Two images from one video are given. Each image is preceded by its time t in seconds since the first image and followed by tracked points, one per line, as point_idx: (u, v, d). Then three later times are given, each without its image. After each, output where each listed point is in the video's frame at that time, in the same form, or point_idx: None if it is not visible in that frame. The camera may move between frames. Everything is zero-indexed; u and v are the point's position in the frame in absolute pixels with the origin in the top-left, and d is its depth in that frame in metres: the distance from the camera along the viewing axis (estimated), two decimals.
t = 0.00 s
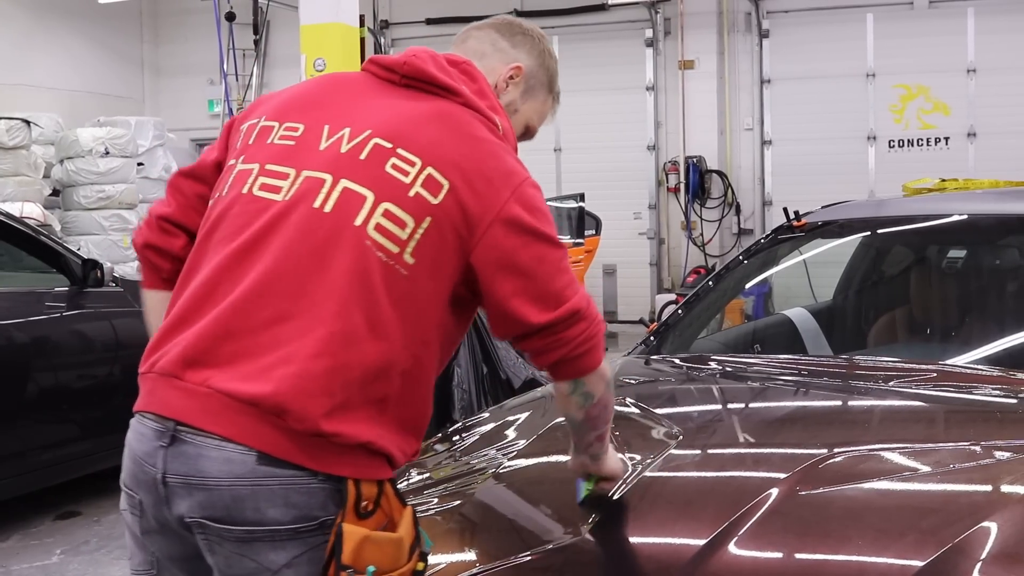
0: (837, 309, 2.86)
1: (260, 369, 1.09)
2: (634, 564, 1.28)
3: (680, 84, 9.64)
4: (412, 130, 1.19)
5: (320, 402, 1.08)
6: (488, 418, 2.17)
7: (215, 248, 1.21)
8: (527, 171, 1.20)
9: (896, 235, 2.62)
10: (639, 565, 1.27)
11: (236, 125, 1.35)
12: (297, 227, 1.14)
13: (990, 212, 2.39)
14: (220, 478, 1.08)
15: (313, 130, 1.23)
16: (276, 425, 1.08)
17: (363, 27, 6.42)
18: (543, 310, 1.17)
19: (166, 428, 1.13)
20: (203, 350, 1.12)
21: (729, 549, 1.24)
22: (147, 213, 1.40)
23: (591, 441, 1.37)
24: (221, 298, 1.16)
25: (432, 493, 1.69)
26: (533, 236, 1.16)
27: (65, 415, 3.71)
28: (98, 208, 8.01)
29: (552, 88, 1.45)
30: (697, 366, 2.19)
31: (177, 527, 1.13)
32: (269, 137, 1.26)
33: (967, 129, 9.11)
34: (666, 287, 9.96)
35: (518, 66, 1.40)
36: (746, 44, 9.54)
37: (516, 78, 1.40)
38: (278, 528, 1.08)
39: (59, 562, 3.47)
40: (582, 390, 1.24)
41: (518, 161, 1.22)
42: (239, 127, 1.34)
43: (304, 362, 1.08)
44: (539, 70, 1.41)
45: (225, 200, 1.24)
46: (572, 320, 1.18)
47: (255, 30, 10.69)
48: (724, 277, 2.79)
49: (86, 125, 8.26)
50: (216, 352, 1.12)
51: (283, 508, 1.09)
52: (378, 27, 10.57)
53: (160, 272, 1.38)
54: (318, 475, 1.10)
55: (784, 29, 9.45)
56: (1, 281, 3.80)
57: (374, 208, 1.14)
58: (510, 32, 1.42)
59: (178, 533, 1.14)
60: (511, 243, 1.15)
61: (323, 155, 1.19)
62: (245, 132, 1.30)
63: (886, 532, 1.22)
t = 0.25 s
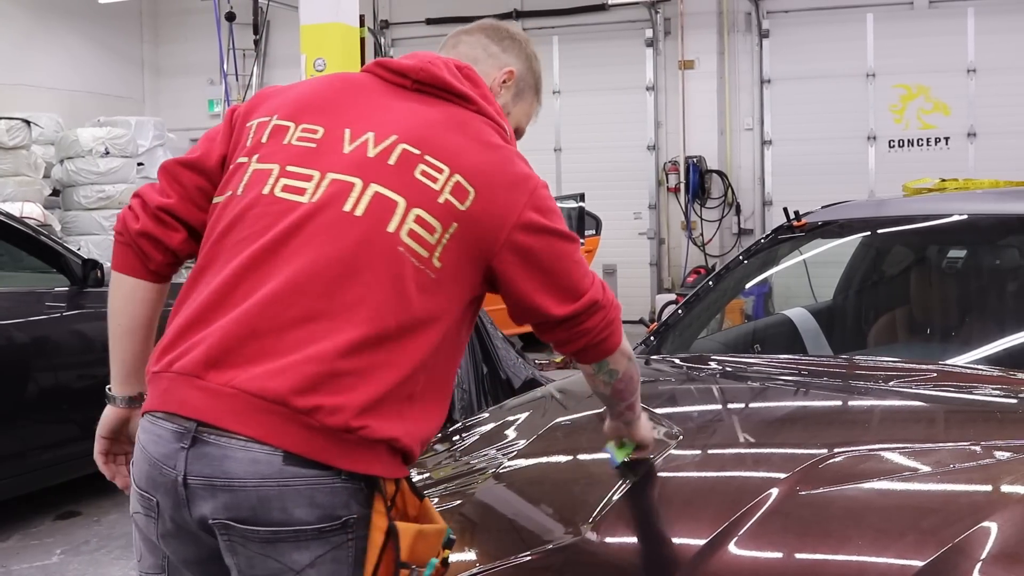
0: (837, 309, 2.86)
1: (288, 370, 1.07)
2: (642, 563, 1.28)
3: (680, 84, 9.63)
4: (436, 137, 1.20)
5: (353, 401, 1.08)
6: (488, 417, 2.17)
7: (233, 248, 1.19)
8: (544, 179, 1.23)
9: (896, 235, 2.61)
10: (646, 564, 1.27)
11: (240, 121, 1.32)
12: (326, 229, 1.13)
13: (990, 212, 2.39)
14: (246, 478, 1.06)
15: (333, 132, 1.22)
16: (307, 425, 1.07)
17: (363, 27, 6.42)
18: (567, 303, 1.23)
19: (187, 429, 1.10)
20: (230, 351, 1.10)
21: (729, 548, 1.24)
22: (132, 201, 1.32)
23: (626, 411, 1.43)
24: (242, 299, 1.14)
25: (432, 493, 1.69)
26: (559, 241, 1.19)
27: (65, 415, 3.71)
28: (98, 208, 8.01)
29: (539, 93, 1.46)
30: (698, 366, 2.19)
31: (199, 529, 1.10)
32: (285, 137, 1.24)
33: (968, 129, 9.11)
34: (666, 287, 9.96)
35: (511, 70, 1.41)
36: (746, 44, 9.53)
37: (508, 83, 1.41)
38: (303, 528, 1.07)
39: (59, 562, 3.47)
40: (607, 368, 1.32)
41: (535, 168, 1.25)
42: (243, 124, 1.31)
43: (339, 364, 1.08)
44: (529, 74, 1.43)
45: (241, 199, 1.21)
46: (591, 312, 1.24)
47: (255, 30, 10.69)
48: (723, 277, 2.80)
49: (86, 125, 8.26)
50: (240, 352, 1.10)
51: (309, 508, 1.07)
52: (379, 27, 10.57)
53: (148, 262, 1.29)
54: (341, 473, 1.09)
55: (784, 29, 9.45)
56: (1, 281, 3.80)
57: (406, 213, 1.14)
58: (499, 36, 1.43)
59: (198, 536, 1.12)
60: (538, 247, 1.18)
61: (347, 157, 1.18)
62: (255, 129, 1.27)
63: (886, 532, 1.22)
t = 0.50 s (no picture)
0: (837, 310, 2.86)
1: (322, 363, 1.08)
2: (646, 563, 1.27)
3: (680, 84, 9.63)
4: (435, 127, 1.23)
5: (388, 387, 1.10)
6: (488, 418, 2.17)
7: (252, 247, 1.18)
8: (533, 160, 1.29)
9: (896, 235, 2.61)
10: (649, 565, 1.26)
11: (233, 125, 1.31)
12: (347, 224, 1.14)
13: (989, 212, 2.39)
14: (293, 474, 1.06)
15: (336, 131, 1.22)
16: (348, 417, 1.08)
17: (363, 27, 6.42)
18: (582, 263, 1.26)
19: (225, 429, 1.09)
20: (258, 351, 1.10)
21: (729, 548, 1.24)
22: (124, 203, 1.28)
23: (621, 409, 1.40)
24: (265, 300, 1.14)
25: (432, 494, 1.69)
26: (557, 216, 1.25)
27: (65, 415, 3.71)
28: (98, 207, 8.01)
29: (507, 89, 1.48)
30: (698, 366, 2.19)
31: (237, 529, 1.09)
32: (287, 138, 1.24)
33: (968, 129, 9.11)
34: (666, 287, 9.96)
35: (482, 65, 1.43)
36: (746, 44, 9.53)
37: (479, 77, 1.42)
38: (345, 521, 1.07)
39: (59, 562, 3.47)
40: (626, 338, 1.35)
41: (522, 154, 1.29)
42: (238, 129, 1.30)
43: (371, 352, 1.09)
44: (497, 69, 1.45)
45: (252, 202, 1.21)
46: (606, 269, 1.29)
47: (255, 30, 10.69)
48: (723, 277, 2.79)
49: (86, 125, 8.26)
50: (270, 351, 1.10)
51: (350, 502, 1.07)
52: (379, 27, 10.57)
53: (146, 263, 1.26)
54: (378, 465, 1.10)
55: (784, 29, 9.45)
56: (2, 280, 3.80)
57: (420, 201, 1.17)
58: (465, 34, 1.45)
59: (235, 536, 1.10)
60: (540, 223, 1.25)
61: (356, 153, 1.19)
62: (251, 134, 1.27)
63: (886, 532, 1.22)
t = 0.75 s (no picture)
0: (837, 310, 2.86)
1: (327, 364, 1.08)
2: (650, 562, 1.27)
3: (680, 84, 9.63)
4: (448, 141, 1.24)
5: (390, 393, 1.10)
6: (489, 418, 2.17)
7: (257, 246, 1.18)
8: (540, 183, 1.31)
9: (897, 235, 2.61)
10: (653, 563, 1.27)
11: (244, 125, 1.31)
12: (356, 228, 1.14)
13: (990, 212, 2.39)
14: (286, 472, 1.06)
15: (349, 136, 1.22)
16: (348, 420, 1.08)
17: (363, 27, 6.42)
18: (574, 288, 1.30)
19: (220, 425, 1.09)
20: (264, 348, 1.10)
21: (729, 549, 1.24)
22: (130, 199, 1.27)
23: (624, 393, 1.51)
24: (272, 297, 1.14)
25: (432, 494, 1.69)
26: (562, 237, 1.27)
27: (65, 415, 3.71)
28: (98, 208, 8.01)
29: (502, 111, 1.51)
30: (698, 366, 2.19)
31: (229, 526, 1.08)
32: (299, 140, 1.24)
33: (968, 129, 9.11)
34: (666, 287, 9.96)
35: (482, 83, 1.44)
36: (746, 44, 9.53)
37: (483, 96, 1.44)
38: (337, 521, 1.06)
39: (60, 562, 3.47)
40: (615, 348, 1.40)
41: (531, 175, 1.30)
42: (248, 129, 1.30)
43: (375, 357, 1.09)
44: (497, 88, 1.47)
45: (260, 201, 1.21)
46: (598, 295, 1.32)
47: (255, 30, 10.69)
48: (724, 277, 2.80)
49: (86, 125, 8.25)
50: (275, 348, 1.10)
51: (343, 502, 1.07)
52: (379, 27, 10.56)
53: (152, 262, 1.26)
54: (371, 465, 1.09)
55: (784, 29, 9.45)
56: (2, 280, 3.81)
57: (431, 213, 1.17)
58: (467, 54, 1.47)
59: (226, 535, 1.09)
60: (543, 243, 1.26)
61: (368, 159, 1.19)
62: (263, 134, 1.27)
63: (886, 532, 1.22)
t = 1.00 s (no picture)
0: (837, 310, 2.86)
1: (329, 360, 1.08)
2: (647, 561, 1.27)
3: (680, 84, 9.63)
4: (433, 130, 1.24)
5: (390, 383, 1.10)
6: (488, 418, 2.17)
7: (255, 246, 1.18)
8: (524, 165, 1.31)
9: (897, 235, 2.61)
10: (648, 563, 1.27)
11: (230, 129, 1.31)
12: (349, 223, 1.14)
13: (990, 212, 2.39)
14: (297, 472, 1.06)
15: (335, 134, 1.22)
16: (356, 414, 1.08)
17: (363, 27, 6.42)
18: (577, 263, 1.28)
19: (229, 427, 1.08)
20: (265, 349, 1.09)
21: (729, 548, 1.24)
22: (121, 207, 1.27)
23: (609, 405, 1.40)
24: (268, 299, 1.13)
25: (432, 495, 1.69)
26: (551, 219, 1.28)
27: (64, 415, 3.70)
28: (97, 207, 8.01)
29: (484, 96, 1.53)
30: (698, 366, 2.18)
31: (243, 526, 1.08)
32: (286, 140, 1.23)
33: (968, 129, 9.11)
34: (666, 288, 9.96)
35: (464, 72, 1.46)
36: (746, 44, 9.53)
37: (463, 84, 1.46)
38: (349, 517, 1.07)
39: (59, 563, 3.47)
40: (620, 335, 1.36)
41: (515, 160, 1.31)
42: (235, 133, 1.30)
43: (376, 348, 1.09)
44: (478, 75, 1.48)
45: (252, 203, 1.20)
46: (600, 269, 1.31)
47: (255, 30, 10.69)
48: (724, 277, 2.79)
49: (86, 125, 8.25)
50: (276, 349, 1.10)
51: (354, 498, 1.07)
52: (379, 27, 10.57)
53: (145, 268, 1.26)
54: (379, 461, 1.10)
55: (784, 29, 9.45)
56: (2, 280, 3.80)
57: (421, 202, 1.17)
58: (445, 43, 1.48)
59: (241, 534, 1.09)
60: (536, 224, 1.27)
61: (356, 154, 1.19)
62: (248, 137, 1.27)
63: (887, 533, 1.22)
